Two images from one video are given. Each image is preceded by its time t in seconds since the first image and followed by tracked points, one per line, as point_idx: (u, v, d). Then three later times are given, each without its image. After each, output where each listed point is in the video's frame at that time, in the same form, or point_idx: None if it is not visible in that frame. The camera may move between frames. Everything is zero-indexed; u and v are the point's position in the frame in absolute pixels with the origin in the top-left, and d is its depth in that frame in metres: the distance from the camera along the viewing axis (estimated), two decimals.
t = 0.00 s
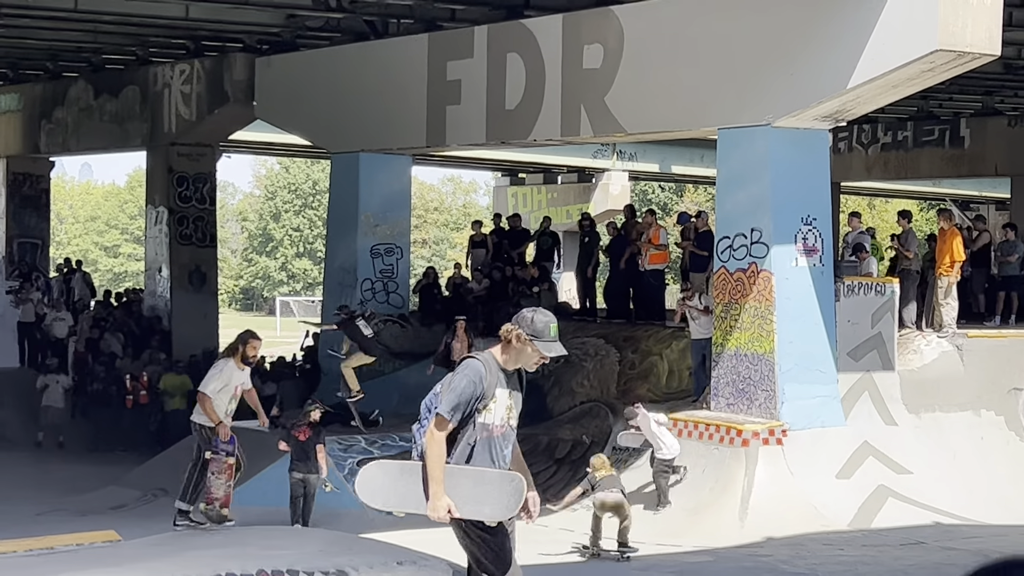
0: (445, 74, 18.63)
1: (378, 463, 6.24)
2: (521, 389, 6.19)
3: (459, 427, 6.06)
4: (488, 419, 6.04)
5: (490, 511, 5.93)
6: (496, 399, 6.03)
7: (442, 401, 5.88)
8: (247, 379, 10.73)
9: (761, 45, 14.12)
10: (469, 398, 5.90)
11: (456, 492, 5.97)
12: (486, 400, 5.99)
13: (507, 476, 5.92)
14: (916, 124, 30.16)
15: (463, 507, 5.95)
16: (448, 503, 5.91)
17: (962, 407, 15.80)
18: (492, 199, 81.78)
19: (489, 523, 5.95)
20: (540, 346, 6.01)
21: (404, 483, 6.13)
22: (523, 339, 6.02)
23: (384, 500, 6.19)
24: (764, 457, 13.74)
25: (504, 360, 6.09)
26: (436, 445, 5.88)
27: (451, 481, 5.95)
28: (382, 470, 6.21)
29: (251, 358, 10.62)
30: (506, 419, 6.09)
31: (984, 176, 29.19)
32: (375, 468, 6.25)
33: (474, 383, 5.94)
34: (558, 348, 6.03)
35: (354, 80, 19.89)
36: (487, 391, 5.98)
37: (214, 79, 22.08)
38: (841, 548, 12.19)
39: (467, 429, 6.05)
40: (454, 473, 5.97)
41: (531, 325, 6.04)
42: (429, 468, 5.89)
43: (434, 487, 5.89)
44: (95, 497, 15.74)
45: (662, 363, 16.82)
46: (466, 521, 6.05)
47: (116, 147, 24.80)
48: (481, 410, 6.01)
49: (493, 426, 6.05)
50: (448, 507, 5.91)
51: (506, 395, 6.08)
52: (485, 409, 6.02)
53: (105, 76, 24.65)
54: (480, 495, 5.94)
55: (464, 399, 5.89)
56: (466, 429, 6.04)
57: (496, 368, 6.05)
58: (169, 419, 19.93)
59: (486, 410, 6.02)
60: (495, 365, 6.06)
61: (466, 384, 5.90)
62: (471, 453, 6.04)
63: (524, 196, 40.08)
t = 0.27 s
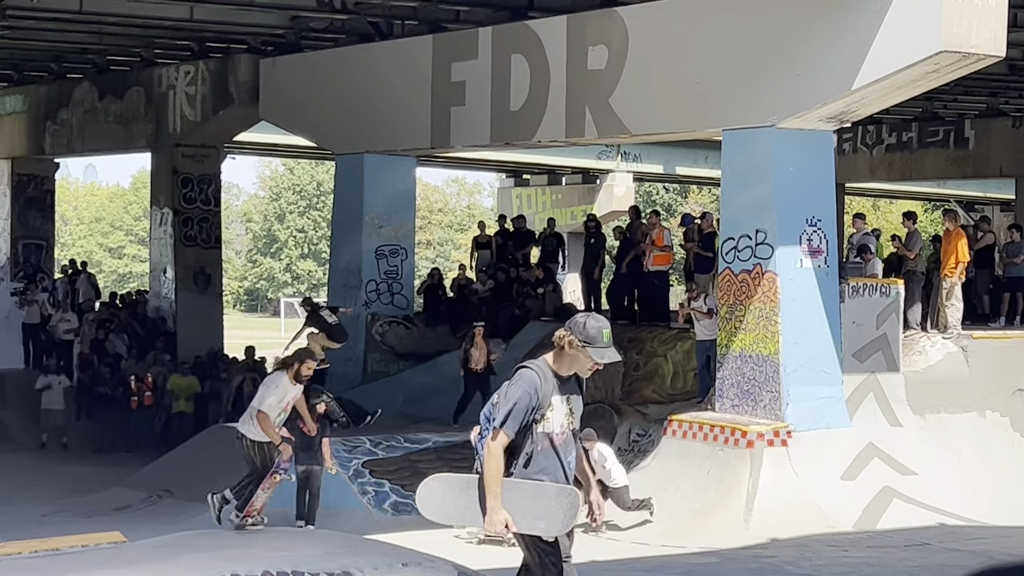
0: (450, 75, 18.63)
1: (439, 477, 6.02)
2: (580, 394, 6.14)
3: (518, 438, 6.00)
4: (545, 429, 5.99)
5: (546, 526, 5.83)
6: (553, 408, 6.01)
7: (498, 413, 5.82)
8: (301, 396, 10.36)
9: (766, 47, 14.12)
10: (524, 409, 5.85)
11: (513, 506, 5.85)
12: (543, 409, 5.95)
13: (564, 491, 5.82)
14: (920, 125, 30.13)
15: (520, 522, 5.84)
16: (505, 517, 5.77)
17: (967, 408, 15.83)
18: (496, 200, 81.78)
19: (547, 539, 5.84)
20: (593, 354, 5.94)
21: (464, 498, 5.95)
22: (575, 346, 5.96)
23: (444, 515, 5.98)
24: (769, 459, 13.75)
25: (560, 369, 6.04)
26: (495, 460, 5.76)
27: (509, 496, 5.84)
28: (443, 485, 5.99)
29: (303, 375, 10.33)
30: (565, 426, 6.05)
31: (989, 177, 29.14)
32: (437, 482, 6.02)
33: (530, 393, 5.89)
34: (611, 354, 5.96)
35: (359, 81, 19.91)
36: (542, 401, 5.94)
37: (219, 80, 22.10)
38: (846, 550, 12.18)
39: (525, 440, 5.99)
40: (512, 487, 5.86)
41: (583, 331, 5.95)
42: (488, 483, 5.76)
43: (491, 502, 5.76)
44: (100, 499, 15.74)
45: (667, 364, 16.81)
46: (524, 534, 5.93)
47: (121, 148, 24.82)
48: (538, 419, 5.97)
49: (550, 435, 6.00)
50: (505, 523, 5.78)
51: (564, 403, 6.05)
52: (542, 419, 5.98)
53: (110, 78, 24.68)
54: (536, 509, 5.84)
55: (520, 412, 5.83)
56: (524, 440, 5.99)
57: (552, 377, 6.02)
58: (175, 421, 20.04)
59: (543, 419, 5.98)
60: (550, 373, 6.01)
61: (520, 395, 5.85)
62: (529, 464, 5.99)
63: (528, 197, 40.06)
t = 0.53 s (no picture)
0: (454, 73, 18.62)
1: (495, 472, 5.68)
2: (633, 385, 5.88)
3: (568, 432, 5.76)
4: (596, 421, 5.73)
5: (604, 520, 5.48)
6: (603, 399, 5.74)
7: (548, 407, 5.60)
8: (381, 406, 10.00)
9: (771, 44, 14.11)
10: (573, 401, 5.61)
11: (571, 500, 5.52)
12: (593, 401, 5.70)
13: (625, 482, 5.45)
14: (924, 123, 30.12)
15: (578, 516, 5.50)
16: (563, 511, 5.46)
17: (971, 405, 15.80)
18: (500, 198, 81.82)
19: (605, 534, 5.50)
20: (642, 344, 5.68)
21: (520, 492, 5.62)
22: (625, 337, 5.70)
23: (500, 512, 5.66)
24: (773, 456, 13.72)
25: (610, 361, 5.80)
26: (548, 454, 5.49)
27: (567, 489, 5.51)
28: (498, 479, 5.66)
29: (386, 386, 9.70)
30: (617, 419, 5.79)
31: (993, 175, 29.12)
32: (493, 477, 5.68)
33: (580, 384, 5.65)
34: (660, 346, 5.69)
35: (363, 79, 19.91)
36: (592, 392, 5.70)
37: (223, 78, 22.11)
38: (851, 548, 12.17)
39: (576, 433, 5.74)
40: (570, 481, 5.53)
41: (632, 322, 5.70)
42: (545, 476, 5.45)
43: (548, 497, 5.45)
44: (104, 497, 15.75)
45: (671, 362, 16.83)
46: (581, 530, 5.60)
47: (125, 147, 24.85)
48: (588, 411, 5.72)
49: (602, 427, 5.74)
50: (564, 517, 5.45)
51: (616, 394, 5.79)
52: (593, 411, 5.73)
53: (114, 76, 24.71)
54: (594, 502, 5.50)
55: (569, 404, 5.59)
56: (576, 434, 5.73)
57: (601, 369, 5.77)
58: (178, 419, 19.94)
59: (594, 411, 5.73)
60: (600, 366, 5.77)
61: (569, 387, 5.63)
62: (581, 459, 5.73)
63: (532, 194, 40.05)
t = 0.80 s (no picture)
0: (456, 71, 18.63)
1: (543, 475, 5.80)
2: (685, 391, 5.88)
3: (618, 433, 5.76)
4: (647, 423, 5.73)
5: (654, 521, 5.55)
6: (654, 402, 5.74)
7: (597, 406, 5.64)
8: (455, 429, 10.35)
9: (771, 43, 14.12)
10: (623, 400, 5.65)
11: (620, 502, 5.60)
12: (644, 403, 5.71)
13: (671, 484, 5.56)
14: (925, 120, 30.13)
15: (627, 519, 5.58)
16: (612, 514, 5.54)
17: (973, 403, 15.76)
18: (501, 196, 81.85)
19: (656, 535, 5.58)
20: (696, 345, 5.72)
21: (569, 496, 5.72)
22: (678, 338, 5.73)
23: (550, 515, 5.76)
24: (775, 454, 13.70)
25: (662, 363, 5.82)
26: (597, 454, 5.55)
27: (614, 491, 5.59)
28: (549, 481, 5.76)
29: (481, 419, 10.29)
30: (668, 423, 5.78)
31: (995, 172, 29.10)
32: (539, 480, 5.80)
33: (630, 383, 5.70)
34: (714, 347, 5.72)
35: (364, 77, 19.92)
36: (643, 392, 5.71)
37: (225, 76, 22.12)
38: (852, 544, 12.19)
39: (624, 436, 5.74)
40: (618, 483, 5.62)
41: (685, 322, 5.73)
42: (594, 479, 5.54)
43: (597, 499, 5.53)
44: (105, 494, 15.78)
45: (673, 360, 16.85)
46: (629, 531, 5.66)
47: (126, 145, 24.87)
48: (638, 414, 5.71)
49: (651, 430, 5.74)
50: (613, 519, 5.54)
51: (669, 398, 5.79)
52: (644, 412, 5.73)
53: (116, 74, 24.73)
54: (640, 503, 5.58)
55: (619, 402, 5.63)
56: (626, 435, 5.73)
57: (654, 370, 5.80)
58: (179, 416, 20.04)
59: (644, 414, 5.73)
60: (652, 367, 5.79)
61: (619, 387, 5.65)
62: (630, 462, 5.74)
63: (533, 192, 40.04)
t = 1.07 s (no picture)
0: (461, 62, 18.57)
1: (607, 454, 6.02)
2: (755, 380, 5.93)
3: (683, 416, 5.87)
4: (712, 408, 5.81)
5: (699, 504, 5.63)
6: (721, 386, 5.81)
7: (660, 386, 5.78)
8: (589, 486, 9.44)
9: (777, 34, 14.06)
10: (686, 382, 5.76)
11: (671, 484, 5.71)
12: (709, 386, 5.79)
13: (721, 468, 5.62)
14: (933, 112, 30.01)
15: (677, 500, 5.67)
16: (661, 494, 5.66)
17: (979, 395, 15.69)
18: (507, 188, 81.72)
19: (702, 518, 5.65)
20: (762, 329, 5.74)
21: (627, 476, 5.92)
22: (746, 322, 5.79)
23: (610, 495, 5.97)
24: (780, 447, 13.72)
25: (732, 348, 5.89)
26: (653, 433, 5.70)
27: (666, 472, 5.71)
28: (608, 461, 5.99)
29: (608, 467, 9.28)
30: (735, 410, 5.84)
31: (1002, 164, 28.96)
32: (603, 459, 6.04)
33: (696, 365, 5.78)
34: (780, 332, 5.72)
35: (369, 69, 19.89)
36: (708, 376, 5.79)
37: (230, 67, 22.08)
38: (858, 537, 12.17)
39: (689, 419, 5.85)
40: (672, 465, 5.74)
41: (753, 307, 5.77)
42: (646, 456, 5.70)
43: (648, 477, 5.68)
44: (111, 486, 15.79)
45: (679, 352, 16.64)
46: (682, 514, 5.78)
47: (132, 137, 24.85)
48: (703, 398, 5.80)
49: (718, 415, 5.81)
50: (661, 499, 5.66)
51: (737, 384, 5.84)
52: (709, 397, 5.81)
53: (121, 66, 24.71)
54: (690, 485, 5.66)
55: (682, 384, 5.76)
56: (690, 418, 5.84)
57: (722, 355, 5.87)
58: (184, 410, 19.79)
59: (710, 398, 5.80)
60: (721, 352, 5.86)
61: (682, 368, 5.77)
62: (694, 446, 5.83)
63: (539, 184, 39.94)
